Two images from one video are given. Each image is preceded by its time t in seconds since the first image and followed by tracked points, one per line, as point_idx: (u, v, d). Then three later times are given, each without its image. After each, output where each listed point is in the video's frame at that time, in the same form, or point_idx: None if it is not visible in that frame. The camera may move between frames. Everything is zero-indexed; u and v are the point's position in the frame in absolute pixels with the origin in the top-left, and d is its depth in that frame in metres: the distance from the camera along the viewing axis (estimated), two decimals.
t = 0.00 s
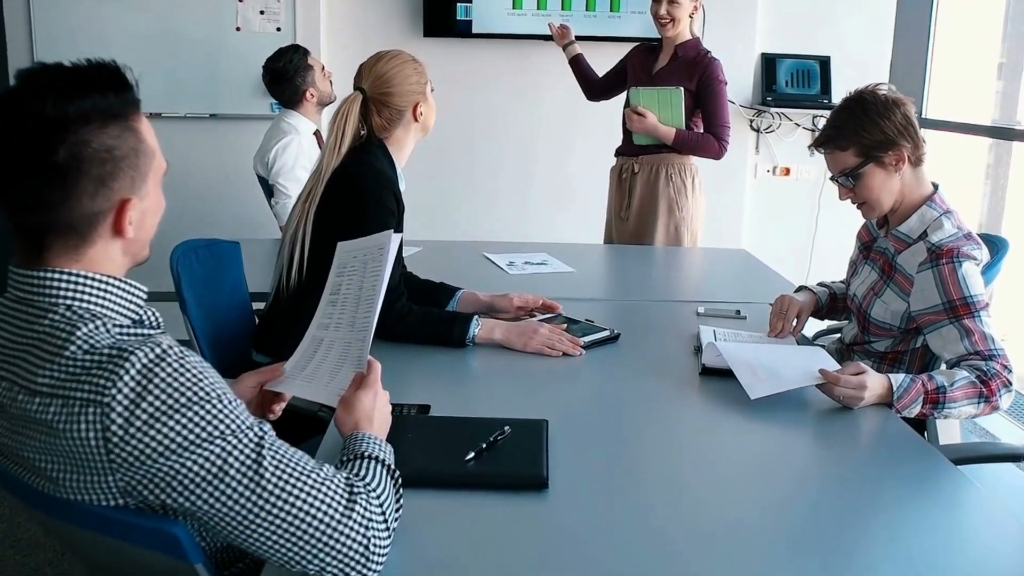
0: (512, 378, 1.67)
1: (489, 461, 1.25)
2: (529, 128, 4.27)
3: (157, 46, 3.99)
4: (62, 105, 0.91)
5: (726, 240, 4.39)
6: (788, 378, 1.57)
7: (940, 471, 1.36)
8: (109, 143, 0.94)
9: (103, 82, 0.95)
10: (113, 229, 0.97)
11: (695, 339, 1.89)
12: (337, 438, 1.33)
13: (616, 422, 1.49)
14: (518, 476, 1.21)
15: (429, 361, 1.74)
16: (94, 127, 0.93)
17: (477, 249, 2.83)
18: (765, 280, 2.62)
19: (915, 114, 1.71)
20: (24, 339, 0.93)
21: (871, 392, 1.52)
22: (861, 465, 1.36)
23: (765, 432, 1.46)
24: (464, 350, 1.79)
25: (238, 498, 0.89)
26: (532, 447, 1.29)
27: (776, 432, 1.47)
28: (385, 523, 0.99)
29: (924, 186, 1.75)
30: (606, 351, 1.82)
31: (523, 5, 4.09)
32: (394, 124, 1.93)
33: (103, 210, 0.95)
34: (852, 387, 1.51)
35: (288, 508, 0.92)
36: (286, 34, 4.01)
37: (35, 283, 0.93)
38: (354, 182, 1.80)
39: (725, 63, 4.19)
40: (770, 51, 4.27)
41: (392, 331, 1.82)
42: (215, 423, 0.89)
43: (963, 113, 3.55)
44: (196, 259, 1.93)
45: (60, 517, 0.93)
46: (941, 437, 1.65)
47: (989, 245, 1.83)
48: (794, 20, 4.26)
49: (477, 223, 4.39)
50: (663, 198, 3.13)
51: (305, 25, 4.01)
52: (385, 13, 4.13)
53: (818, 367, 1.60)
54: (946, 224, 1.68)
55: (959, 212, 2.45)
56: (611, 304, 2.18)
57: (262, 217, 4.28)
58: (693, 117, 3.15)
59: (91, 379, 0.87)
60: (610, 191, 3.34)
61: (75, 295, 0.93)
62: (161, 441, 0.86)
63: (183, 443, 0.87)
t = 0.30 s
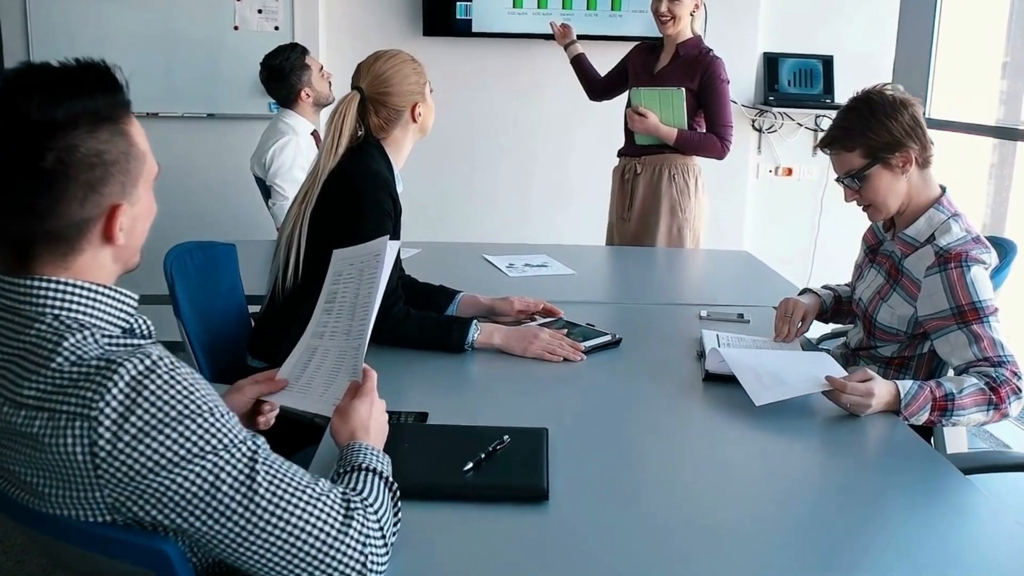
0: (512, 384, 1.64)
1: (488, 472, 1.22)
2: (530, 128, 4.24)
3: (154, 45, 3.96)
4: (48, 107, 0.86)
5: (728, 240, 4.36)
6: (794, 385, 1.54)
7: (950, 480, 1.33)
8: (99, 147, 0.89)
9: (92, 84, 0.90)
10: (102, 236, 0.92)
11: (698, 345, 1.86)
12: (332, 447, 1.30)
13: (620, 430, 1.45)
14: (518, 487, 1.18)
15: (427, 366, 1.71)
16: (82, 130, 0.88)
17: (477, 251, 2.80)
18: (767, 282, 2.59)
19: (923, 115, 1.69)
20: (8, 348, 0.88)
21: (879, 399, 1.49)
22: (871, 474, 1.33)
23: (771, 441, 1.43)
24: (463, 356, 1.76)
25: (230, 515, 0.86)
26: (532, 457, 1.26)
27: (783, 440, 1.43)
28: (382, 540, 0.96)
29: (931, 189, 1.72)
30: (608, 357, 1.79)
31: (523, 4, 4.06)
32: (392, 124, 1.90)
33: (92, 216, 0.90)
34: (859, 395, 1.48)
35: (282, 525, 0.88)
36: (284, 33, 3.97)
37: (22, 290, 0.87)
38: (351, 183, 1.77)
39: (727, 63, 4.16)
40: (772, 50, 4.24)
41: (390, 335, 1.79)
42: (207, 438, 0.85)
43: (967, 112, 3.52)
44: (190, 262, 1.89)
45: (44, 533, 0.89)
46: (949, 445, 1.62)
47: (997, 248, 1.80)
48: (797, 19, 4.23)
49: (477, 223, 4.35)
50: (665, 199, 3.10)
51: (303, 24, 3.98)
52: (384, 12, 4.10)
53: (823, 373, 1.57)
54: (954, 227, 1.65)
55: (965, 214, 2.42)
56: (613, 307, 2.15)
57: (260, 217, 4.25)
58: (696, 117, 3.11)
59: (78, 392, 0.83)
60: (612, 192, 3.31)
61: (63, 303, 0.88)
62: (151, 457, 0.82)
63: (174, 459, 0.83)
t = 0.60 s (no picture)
0: (515, 388, 1.61)
1: (489, 481, 1.19)
2: (531, 127, 4.21)
3: (153, 44, 3.93)
4: (37, 109, 0.83)
5: (730, 242, 4.33)
6: (801, 392, 1.52)
7: (962, 488, 1.30)
8: (90, 151, 0.87)
9: (82, 85, 0.87)
10: (94, 242, 0.89)
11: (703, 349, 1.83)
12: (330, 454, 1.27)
13: (624, 435, 1.43)
14: (520, 497, 1.15)
15: (427, 371, 1.68)
16: (73, 133, 0.85)
17: (478, 253, 2.77)
18: (772, 285, 2.56)
19: (932, 115, 1.66)
20: None
21: (887, 406, 1.47)
22: (880, 481, 1.31)
23: (778, 448, 1.40)
24: (464, 360, 1.73)
25: (222, 529, 0.83)
26: (534, 466, 1.23)
27: (791, 446, 1.41)
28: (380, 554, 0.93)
29: (940, 191, 1.69)
30: (612, 361, 1.76)
31: (524, 3, 4.03)
32: (391, 123, 1.87)
33: (83, 222, 0.88)
34: (867, 401, 1.46)
35: (276, 539, 0.86)
36: (284, 32, 3.95)
37: (9, 297, 0.84)
38: (350, 183, 1.75)
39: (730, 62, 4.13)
40: (775, 50, 4.21)
41: (390, 339, 1.77)
42: (199, 449, 0.82)
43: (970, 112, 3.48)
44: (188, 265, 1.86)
45: (31, 548, 0.86)
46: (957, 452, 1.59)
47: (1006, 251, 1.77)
48: (800, 18, 4.20)
49: (478, 223, 4.32)
50: (669, 199, 3.07)
51: (303, 23, 3.95)
52: (385, 11, 4.07)
53: (831, 380, 1.54)
54: (963, 229, 1.63)
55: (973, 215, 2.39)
56: (616, 310, 2.12)
57: (261, 218, 4.22)
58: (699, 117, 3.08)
59: (65, 402, 0.80)
60: (615, 193, 3.28)
61: (52, 310, 0.85)
62: (141, 469, 0.80)
63: (165, 471, 0.81)
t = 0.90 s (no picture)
0: (516, 393, 1.58)
1: (489, 491, 1.16)
2: (531, 127, 4.18)
3: (150, 43, 3.89)
4: (20, 112, 0.80)
5: (732, 243, 4.30)
6: (807, 398, 1.49)
7: (973, 497, 1.27)
8: (76, 155, 0.83)
9: (67, 86, 0.84)
10: (80, 248, 0.86)
11: (707, 353, 1.80)
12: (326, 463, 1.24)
13: (628, 442, 1.40)
14: (520, 508, 1.12)
15: (426, 375, 1.65)
16: (58, 136, 0.82)
17: (478, 254, 2.74)
18: (775, 287, 2.53)
19: (941, 116, 1.63)
20: None
21: (896, 413, 1.44)
22: (890, 488, 1.28)
23: (784, 455, 1.37)
24: (463, 364, 1.70)
25: (212, 546, 0.80)
26: (536, 475, 1.20)
27: (798, 454, 1.38)
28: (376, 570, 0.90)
29: (948, 193, 1.67)
30: (614, 365, 1.73)
31: (525, 2, 4.00)
32: (389, 122, 1.84)
33: (69, 228, 0.84)
34: (877, 409, 1.43)
35: (268, 555, 0.83)
36: (282, 31, 3.92)
37: None
38: (347, 184, 1.72)
39: (732, 62, 4.10)
40: (777, 49, 4.18)
41: (388, 344, 1.73)
42: (188, 462, 0.79)
43: (973, 113, 3.45)
44: (183, 267, 1.83)
45: (14, 562, 0.83)
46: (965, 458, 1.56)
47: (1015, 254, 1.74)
48: (802, 18, 4.17)
49: (478, 223, 4.29)
50: (671, 201, 3.04)
51: (301, 21, 3.92)
52: (384, 10, 4.04)
53: (838, 386, 1.51)
54: (973, 232, 1.60)
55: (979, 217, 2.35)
56: (618, 314, 2.09)
57: (259, 219, 4.19)
58: (701, 116, 3.05)
59: (48, 413, 0.76)
60: (618, 194, 3.25)
61: (35, 316, 0.81)
62: (127, 483, 0.76)
63: (152, 485, 0.77)
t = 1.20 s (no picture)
0: (520, 398, 1.55)
1: (493, 501, 1.13)
2: (535, 127, 4.15)
3: (150, 42, 3.87)
4: (7, 112, 0.78)
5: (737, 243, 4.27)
6: (817, 404, 1.46)
7: (988, 505, 1.24)
8: (65, 156, 0.81)
9: (56, 85, 0.82)
10: (71, 252, 0.83)
11: (714, 357, 1.77)
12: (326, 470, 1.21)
13: (634, 449, 1.37)
14: (525, 518, 1.09)
15: (428, 380, 1.62)
16: (46, 137, 0.80)
17: (482, 256, 2.71)
18: (782, 288, 2.51)
19: (954, 117, 1.61)
20: None
21: (908, 419, 1.41)
22: (904, 495, 1.25)
23: (793, 462, 1.34)
24: (466, 368, 1.67)
25: (206, 561, 0.78)
26: (541, 485, 1.18)
27: (808, 461, 1.35)
28: None
29: (960, 195, 1.64)
30: (619, 370, 1.70)
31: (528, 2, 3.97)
32: (392, 122, 1.81)
33: (59, 232, 0.82)
34: (888, 414, 1.40)
35: (264, 570, 0.80)
36: (283, 30, 3.89)
37: None
38: (348, 185, 1.69)
39: (737, 61, 4.07)
40: (782, 48, 4.15)
41: (389, 348, 1.71)
42: (182, 475, 0.76)
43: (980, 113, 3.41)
44: (183, 268, 1.81)
45: None
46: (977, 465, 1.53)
47: None
48: (807, 17, 4.14)
49: (481, 225, 4.26)
50: (677, 202, 3.01)
51: (303, 21, 3.89)
52: (387, 9, 4.01)
53: (848, 391, 1.49)
54: (986, 234, 1.57)
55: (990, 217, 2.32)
56: (623, 316, 2.06)
57: (261, 219, 4.17)
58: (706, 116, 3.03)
59: (38, 424, 0.74)
60: (622, 194, 3.22)
61: (24, 323, 0.79)
62: (119, 498, 0.74)
63: (145, 499, 0.75)
